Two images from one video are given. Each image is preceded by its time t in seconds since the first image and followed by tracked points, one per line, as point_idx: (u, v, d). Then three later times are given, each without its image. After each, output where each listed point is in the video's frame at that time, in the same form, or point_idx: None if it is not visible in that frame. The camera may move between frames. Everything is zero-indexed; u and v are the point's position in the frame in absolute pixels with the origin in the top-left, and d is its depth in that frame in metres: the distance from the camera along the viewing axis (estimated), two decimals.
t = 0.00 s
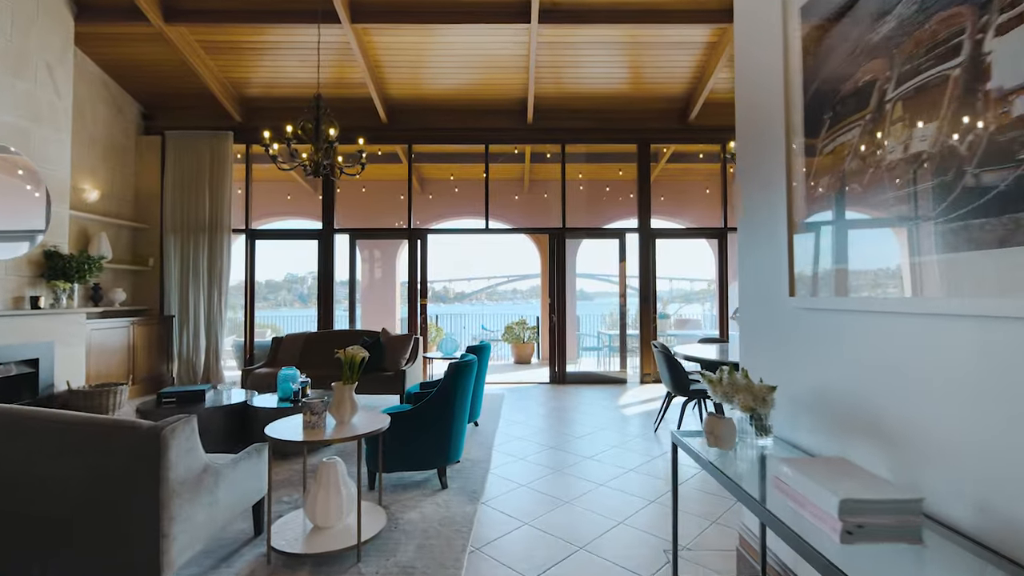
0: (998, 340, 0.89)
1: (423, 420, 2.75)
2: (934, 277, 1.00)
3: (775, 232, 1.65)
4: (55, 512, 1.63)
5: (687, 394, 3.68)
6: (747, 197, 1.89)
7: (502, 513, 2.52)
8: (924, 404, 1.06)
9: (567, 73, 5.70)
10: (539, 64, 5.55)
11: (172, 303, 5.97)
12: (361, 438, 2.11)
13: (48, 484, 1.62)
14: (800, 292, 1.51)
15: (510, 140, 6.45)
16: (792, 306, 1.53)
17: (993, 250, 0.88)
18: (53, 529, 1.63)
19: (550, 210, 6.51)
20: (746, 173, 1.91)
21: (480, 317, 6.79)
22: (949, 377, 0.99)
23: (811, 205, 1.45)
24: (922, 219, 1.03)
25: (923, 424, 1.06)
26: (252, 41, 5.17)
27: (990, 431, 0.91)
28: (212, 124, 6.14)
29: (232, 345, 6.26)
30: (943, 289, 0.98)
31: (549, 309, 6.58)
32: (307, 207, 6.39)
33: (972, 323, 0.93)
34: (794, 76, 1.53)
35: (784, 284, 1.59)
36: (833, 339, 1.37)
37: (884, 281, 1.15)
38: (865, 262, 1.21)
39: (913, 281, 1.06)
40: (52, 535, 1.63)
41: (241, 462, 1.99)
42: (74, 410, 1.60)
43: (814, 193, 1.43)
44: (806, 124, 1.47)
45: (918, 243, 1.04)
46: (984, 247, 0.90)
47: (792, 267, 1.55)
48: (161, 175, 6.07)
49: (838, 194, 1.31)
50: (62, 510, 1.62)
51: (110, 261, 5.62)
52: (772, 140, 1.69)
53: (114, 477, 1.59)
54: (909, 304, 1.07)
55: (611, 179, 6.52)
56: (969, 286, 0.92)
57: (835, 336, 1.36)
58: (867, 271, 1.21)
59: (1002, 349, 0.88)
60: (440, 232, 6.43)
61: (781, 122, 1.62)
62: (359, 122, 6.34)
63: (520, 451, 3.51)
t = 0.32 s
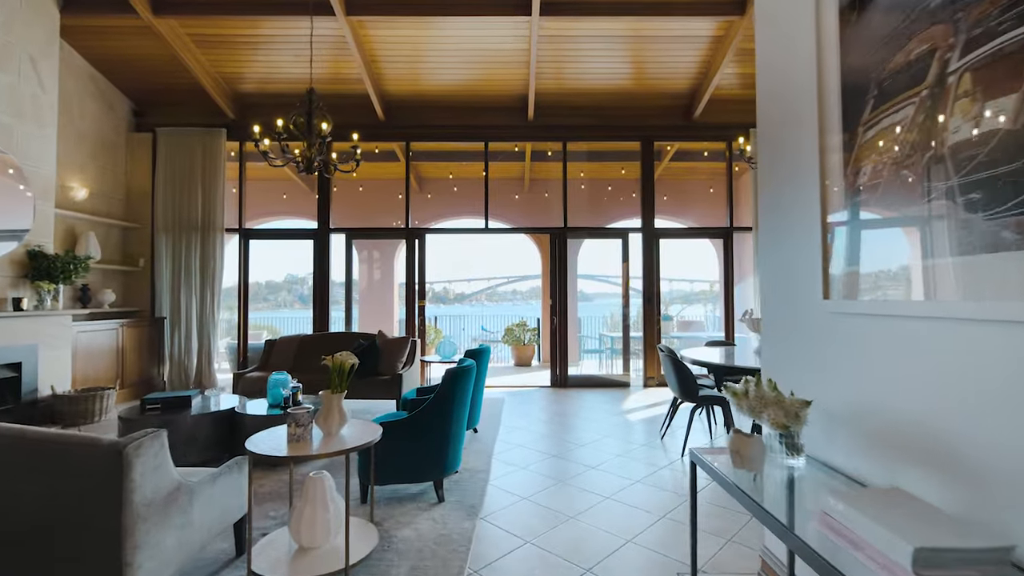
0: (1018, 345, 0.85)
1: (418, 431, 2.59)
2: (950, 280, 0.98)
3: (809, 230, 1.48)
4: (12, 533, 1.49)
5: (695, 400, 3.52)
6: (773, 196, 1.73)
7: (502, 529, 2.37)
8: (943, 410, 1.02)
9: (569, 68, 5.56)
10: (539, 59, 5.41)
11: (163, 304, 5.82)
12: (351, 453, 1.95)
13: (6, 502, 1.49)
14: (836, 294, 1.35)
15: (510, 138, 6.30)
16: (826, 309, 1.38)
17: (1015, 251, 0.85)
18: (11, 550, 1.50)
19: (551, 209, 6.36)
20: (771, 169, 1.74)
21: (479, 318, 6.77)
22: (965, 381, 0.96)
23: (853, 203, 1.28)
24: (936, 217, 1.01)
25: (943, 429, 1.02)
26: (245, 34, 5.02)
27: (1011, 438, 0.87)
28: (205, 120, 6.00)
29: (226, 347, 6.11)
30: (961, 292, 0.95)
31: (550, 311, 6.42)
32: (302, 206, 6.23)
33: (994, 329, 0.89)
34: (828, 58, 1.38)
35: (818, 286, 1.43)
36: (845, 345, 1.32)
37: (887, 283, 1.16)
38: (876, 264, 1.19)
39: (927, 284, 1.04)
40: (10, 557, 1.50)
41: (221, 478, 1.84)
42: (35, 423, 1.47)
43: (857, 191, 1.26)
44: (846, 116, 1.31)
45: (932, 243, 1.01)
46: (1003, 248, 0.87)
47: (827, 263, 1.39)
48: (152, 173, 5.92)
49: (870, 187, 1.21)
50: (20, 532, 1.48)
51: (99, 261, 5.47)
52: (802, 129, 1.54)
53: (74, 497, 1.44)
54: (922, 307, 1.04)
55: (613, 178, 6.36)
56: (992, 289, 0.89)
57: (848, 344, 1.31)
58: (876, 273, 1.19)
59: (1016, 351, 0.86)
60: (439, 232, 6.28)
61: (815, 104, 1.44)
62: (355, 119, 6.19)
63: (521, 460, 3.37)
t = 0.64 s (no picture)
0: None
1: (412, 441, 2.44)
2: (962, 282, 0.98)
3: (850, 230, 1.32)
4: None
5: (704, 406, 3.37)
6: (803, 194, 1.58)
7: (501, 547, 2.21)
8: (960, 415, 0.99)
9: (571, 64, 5.42)
10: (541, 54, 5.27)
11: (155, 306, 5.67)
12: (335, 469, 1.78)
13: None
14: (877, 297, 1.22)
15: (510, 135, 6.15)
16: (870, 315, 1.23)
17: None
18: None
19: (552, 208, 6.20)
20: (801, 167, 1.60)
21: (480, 320, 6.96)
22: (974, 384, 0.96)
23: (903, 202, 1.14)
24: (950, 217, 1.00)
25: (959, 435, 1.00)
26: (238, 28, 4.87)
27: None
28: (198, 117, 5.84)
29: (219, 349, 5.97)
30: (972, 294, 0.95)
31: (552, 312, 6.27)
32: (297, 206, 6.08)
33: (1005, 332, 0.89)
34: (872, 45, 1.24)
35: (859, 289, 1.28)
36: (873, 352, 1.24)
37: (893, 287, 1.17)
38: (884, 268, 1.20)
39: (937, 286, 1.04)
40: None
41: (196, 497, 1.70)
42: None
43: (910, 189, 1.11)
44: (897, 105, 1.15)
45: (946, 245, 1.01)
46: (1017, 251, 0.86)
47: (870, 264, 1.24)
48: (143, 172, 5.77)
49: (927, 175, 1.05)
50: None
51: (88, 261, 5.32)
52: (841, 121, 1.38)
53: (25, 525, 1.30)
54: (930, 310, 1.05)
55: (615, 176, 6.20)
56: (1002, 289, 0.89)
57: (877, 352, 1.23)
58: (887, 278, 1.18)
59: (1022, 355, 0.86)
60: (437, 232, 6.12)
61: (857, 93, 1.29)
62: (352, 116, 6.04)
63: (522, 469, 3.21)
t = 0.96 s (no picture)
0: None
1: (406, 451, 2.28)
2: (976, 280, 0.97)
3: (898, 224, 1.17)
4: None
5: (715, 413, 3.21)
6: (837, 194, 1.42)
7: (501, 566, 2.05)
8: (970, 414, 0.99)
9: (573, 59, 5.28)
10: (542, 49, 5.13)
11: (145, 307, 5.52)
12: (319, 486, 1.62)
13: None
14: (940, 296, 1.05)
15: (510, 132, 6.01)
16: (925, 316, 1.08)
17: None
18: None
19: (554, 208, 6.05)
20: (834, 169, 1.44)
21: (479, 321, 6.59)
22: (986, 382, 0.95)
23: (971, 192, 0.99)
24: (969, 216, 0.99)
25: (969, 434, 0.99)
26: (230, 21, 4.73)
27: None
28: (190, 113, 5.69)
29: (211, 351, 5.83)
30: (984, 290, 0.95)
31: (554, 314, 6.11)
32: (291, 204, 5.91)
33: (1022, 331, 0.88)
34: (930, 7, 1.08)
35: (915, 284, 1.11)
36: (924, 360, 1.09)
37: (903, 285, 1.15)
38: (897, 266, 1.17)
39: (948, 283, 1.03)
40: None
41: (166, 516, 1.55)
42: None
43: (981, 174, 0.97)
44: (960, 85, 1.00)
45: (964, 243, 1.00)
46: None
47: (926, 256, 1.09)
48: (133, 170, 5.62)
49: (1007, 150, 0.91)
50: None
51: (76, 261, 5.17)
52: (886, 98, 1.23)
53: None
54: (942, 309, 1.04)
55: (618, 175, 6.06)
56: (1014, 286, 0.89)
57: (928, 360, 1.10)
58: (901, 277, 1.16)
59: None
60: (435, 231, 5.97)
61: (906, 80, 1.14)
62: (348, 112, 5.89)
63: (523, 478, 3.06)
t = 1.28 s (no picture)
0: None
1: (399, 464, 2.13)
2: None
3: (958, 214, 1.03)
4: None
5: (726, 420, 3.04)
6: (877, 196, 1.28)
7: None
8: (1008, 420, 0.92)
9: (575, 52, 5.13)
10: (543, 42, 4.98)
11: (135, 308, 5.38)
12: (297, 508, 1.46)
13: None
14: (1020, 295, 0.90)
15: (511, 129, 5.85)
16: (996, 317, 0.94)
17: None
18: None
19: (555, 206, 5.88)
20: (873, 167, 1.30)
21: (480, 322, 6.62)
22: None
23: None
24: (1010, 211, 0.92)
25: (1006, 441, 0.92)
26: (221, 12, 4.58)
27: None
28: (182, 109, 5.55)
29: (203, 353, 5.69)
30: None
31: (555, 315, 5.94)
32: (287, 203, 5.76)
33: None
34: None
35: (985, 283, 0.96)
36: (993, 376, 0.94)
37: (936, 284, 1.08)
38: (932, 261, 1.10)
39: (991, 282, 0.95)
40: None
41: (124, 545, 1.39)
42: None
43: None
44: None
45: (1007, 237, 0.93)
46: None
47: (1001, 252, 0.94)
48: (123, 168, 5.48)
49: None
50: None
51: (64, 261, 5.02)
52: (941, 74, 1.08)
53: None
54: (987, 310, 0.96)
55: (620, 172, 5.90)
56: None
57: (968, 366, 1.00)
58: (936, 274, 1.08)
59: None
60: (433, 230, 5.82)
61: (968, 63, 1.01)
62: (344, 107, 5.74)
63: (524, 488, 2.90)
